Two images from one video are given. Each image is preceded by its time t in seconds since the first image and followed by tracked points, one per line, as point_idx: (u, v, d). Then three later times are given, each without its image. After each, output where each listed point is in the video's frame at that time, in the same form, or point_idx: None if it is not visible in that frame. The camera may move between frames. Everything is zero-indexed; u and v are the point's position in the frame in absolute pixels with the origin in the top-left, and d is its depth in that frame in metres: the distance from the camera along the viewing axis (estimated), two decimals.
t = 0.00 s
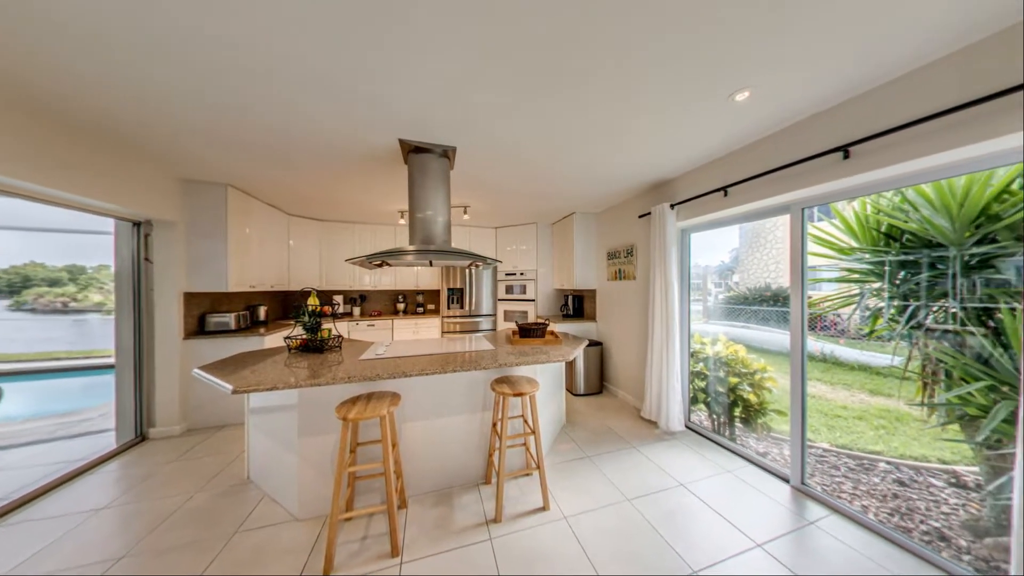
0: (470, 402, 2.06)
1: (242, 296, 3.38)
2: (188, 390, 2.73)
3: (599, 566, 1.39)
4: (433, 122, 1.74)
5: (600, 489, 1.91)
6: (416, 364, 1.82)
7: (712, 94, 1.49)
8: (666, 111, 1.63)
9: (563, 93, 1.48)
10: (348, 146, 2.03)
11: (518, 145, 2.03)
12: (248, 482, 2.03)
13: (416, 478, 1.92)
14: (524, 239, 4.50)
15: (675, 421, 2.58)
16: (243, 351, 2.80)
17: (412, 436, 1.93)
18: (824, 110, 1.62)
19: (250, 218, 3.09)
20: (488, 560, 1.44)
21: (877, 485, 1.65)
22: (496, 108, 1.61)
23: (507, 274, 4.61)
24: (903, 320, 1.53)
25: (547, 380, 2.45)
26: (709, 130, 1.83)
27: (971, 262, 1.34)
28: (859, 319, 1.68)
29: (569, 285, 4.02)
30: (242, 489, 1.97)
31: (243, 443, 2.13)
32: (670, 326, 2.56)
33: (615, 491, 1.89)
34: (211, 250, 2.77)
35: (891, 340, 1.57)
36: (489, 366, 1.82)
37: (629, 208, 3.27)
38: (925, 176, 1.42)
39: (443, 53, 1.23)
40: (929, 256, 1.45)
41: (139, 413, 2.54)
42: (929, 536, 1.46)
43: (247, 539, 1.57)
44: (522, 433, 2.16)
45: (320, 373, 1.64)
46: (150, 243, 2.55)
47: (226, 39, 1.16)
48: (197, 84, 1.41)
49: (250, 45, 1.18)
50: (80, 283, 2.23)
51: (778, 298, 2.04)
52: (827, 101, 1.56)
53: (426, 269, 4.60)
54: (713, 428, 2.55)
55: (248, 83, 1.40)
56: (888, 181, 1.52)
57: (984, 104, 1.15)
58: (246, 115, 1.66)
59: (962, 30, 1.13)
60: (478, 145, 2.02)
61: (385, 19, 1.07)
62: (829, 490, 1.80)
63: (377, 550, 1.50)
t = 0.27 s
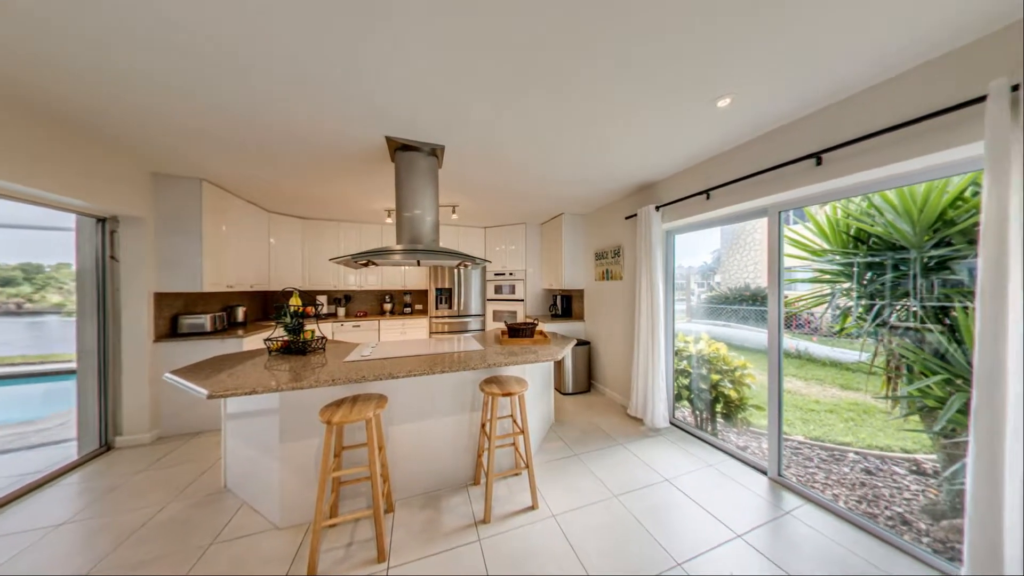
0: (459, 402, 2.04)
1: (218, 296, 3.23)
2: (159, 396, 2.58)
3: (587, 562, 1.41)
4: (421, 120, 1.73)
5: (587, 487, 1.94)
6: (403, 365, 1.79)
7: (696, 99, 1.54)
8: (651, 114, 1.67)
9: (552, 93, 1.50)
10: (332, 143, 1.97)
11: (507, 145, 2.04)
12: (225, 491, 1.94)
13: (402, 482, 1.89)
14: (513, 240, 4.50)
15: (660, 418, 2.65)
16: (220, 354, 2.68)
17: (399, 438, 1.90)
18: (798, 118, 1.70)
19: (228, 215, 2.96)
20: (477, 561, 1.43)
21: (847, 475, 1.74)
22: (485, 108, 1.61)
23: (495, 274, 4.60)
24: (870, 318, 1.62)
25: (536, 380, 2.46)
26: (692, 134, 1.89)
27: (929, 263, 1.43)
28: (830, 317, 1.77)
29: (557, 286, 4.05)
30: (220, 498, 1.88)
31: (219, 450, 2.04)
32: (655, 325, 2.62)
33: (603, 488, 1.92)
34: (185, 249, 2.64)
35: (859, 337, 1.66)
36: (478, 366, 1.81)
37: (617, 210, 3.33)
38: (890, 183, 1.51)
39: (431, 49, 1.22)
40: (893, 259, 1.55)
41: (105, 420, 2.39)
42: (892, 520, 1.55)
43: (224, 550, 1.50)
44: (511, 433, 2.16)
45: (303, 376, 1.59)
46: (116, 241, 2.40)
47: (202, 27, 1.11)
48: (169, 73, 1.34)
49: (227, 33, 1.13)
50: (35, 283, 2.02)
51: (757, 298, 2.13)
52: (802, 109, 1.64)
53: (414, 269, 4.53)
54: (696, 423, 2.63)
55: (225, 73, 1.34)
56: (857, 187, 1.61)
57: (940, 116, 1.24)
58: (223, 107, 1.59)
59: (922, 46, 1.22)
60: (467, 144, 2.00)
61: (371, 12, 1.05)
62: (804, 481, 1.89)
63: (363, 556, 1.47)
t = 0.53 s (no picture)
0: (448, 403, 2.02)
1: (192, 297, 3.08)
2: (126, 403, 2.43)
3: (575, 559, 1.42)
4: (409, 117, 1.70)
5: (575, 484, 1.96)
6: (390, 367, 1.76)
7: (682, 104, 1.59)
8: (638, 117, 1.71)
9: (541, 94, 1.51)
10: (316, 138, 1.92)
11: (496, 145, 2.04)
12: (200, 501, 1.85)
13: (389, 485, 1.86)
14: (502, 239, 4.50)
15: (646, 415, 2.71)
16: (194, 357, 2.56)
17: (386, 441, 1.86)
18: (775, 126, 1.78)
19: (203, 212, 2.83)
20: (466, 562, 1.42)
21: (819, 465, 1.84)
22: (474, 106, 1.60)
23: (484, 274, 4.58)
24: (840, 317, 1.72)
25: (524, 380, 2.47)
26: (676, 138, 1.95)
27: (893, 265, 1.52)
28: (804, 316, 1.86)
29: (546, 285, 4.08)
30: (194, 508, 1.79)
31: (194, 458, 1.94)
32: (641, 324, 2.68)
33: (591, 486, 1.94)
34: (154, 247, 2.49)
35: (830, 335, 1.76)
36: (466, 367, 1.80)
37: (604, 211, 3.38)
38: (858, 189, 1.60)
39: (419, 46, 1.21)
40: (860, 260, 1.64)
41: (65, 430, 2.23)
42: (860, 507, 1.64)
43: (199, 562, 1.43)
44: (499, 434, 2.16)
45: (284, 379, 1.53)
46: (77, 238, 2.25)
47: (175, 14, 1.05)
48: (139, 61, 1.27)
49: (203, 21, 1.08)
50: None
51: (737, 297, 2.21)
52: (779, 116, 1.72)
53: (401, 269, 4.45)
54: (680, 419, 2.70)
55: (201, 63, 1.28)
56: (829, 192, 1.70)
57: (902, 127, 1.32)
58: (199, 99, 1.52)
59: (887, 60, 1.30)
60: (455, 142, 1.99)
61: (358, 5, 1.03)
62: (780, 472, 1.97)
63: (348, 563, 1.43)
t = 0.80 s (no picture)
0: (436, 403, 2.00)
1: (163, 297, 2.92)
2: (89, 410, 2.28)
3: (563, 556, 1.44)
4: (395, 115, 1.67)
5: (563, 482, 1.98)
6: (377, 368, 1.72)
7: (666, 108, 1.63)
8: (624, 120, 1.75)
9: (529, 95, 1.52)
10: (298, 133, 1.86)
11: (485, 144, 2.03)
12: (172, 511, 1.76)
13: (375, 489, 1.82)
14: (491, 239, 4.49)
15: (632, 413, 2.76)
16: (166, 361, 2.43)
17: (372, 444, 1.82)
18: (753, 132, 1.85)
19: (175, 208, 2.69)
20: (454, 564, 1.41)
21: (794, 457, 1.93)
22: (462, 105, 1.59)
23: (473, 274, 4.55)
24: (813, 315, 1.80)
25: (513, 379, 2.48)
26: (661, 141, 2.00)
27: (861, 266, 1.61)
28: (780, 315, 1.94)
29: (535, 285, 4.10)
30: (166, 520, 1.70)
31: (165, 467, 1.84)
32: (627, 323, 2.73)
33: (579, 483, 1.97)
34: (120, 243, 2.34)
35: (804, 332, 1.84)
36: (455, 367, 1.78)
37: (592, 212, 3.43)
38: (830, 193, 1.69)
39: (406, 42, 1.19)
40: (832, 261, 1.73)
41: (20, 440, 2.08)
42: (831, 496, 1.73)
43: None
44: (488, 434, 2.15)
45: (265, 382, 1.48)
46: (34, 233, 2.10)
47: None
48: (104, 47, 1.19)
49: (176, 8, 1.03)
50: None
51: (718, 297, 2.29)
52: (759, 122, 1.79)
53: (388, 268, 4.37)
54: (665, 416, 2.77)
55: (173, 52, 1.22)
56: (804, 196, 1.78)
57: (868, 136, 1.41)
58: (171, 89, 1.45)
59: (857, 71, 1.38)
60: (444, 141, 1.97)
61: None
62: (759, 465, 2.06)
63: (332, 570, 1.39)
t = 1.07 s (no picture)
0: (424, 405, 1.97)
1: (131, 298, 2.75)
2: (48, 419, 2.13)
3: (552, 554, 1.45)
4: (383, 111, 1.65)
5: (552, 481, 1.99)
6: (363, 370, 1.68)
7: (652, 113, 1.67)
8: (611, 123, 1.78)
9: (519, 96, 1.52)
10: (280, 128, 1.80)
11: (474, 144, 2.03)
12: (141, 524, 1.66)
13: (361, 493, 1.78)
14: (480, 239, 4.47)
15: (619, 410, 2.81)
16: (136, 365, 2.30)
17: (358, 447, 1.78)
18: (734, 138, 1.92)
19: (146, 203, 2.54)
20: (442, 567, 1.40)
21: (772, 450, 2.01)
22: (452, 104, 1.59)
23: (462, 274, 4.50)
24: (789, 314, 1.89)
25: (502, 379, 2.47)
26: (647, 145, 2.05)
27: (832, 267, 1.70)
28: (759, 313, 2.02)
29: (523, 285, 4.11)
30: (135, 534, 1.60)
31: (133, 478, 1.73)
32: (614, 322, 2.77)
33: (567, 481, 1.99)
34: (80, 240, 2.17)
35: (781, 330, 1.93)
36: (444, 368, 1.76)
37: (580, 213, 3.47)
38: (805, 198, 1.77)
39: (395, 38, 1.17)
40: (806, 262, 1.81)
41: None
42: (806, 485, 1.82)
43: None
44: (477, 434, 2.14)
45: (243, 386, 1.42)
46: None
47: None
48: (66, 31, 1.12)
49: None
50: None
51: (701, 296, 2.36)
52: (739, 128, 1.86)
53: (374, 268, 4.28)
54: (650, 413, 2.84)
55: (144, 40, 1.16)
56: (781, 199, 1.87)
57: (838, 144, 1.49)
58: (142, 79, 1.37)
59: (829, 82, 1.46)
60: (433, 139, 1.95)
61: None
62: (739, 458, 2.14)
63: None
